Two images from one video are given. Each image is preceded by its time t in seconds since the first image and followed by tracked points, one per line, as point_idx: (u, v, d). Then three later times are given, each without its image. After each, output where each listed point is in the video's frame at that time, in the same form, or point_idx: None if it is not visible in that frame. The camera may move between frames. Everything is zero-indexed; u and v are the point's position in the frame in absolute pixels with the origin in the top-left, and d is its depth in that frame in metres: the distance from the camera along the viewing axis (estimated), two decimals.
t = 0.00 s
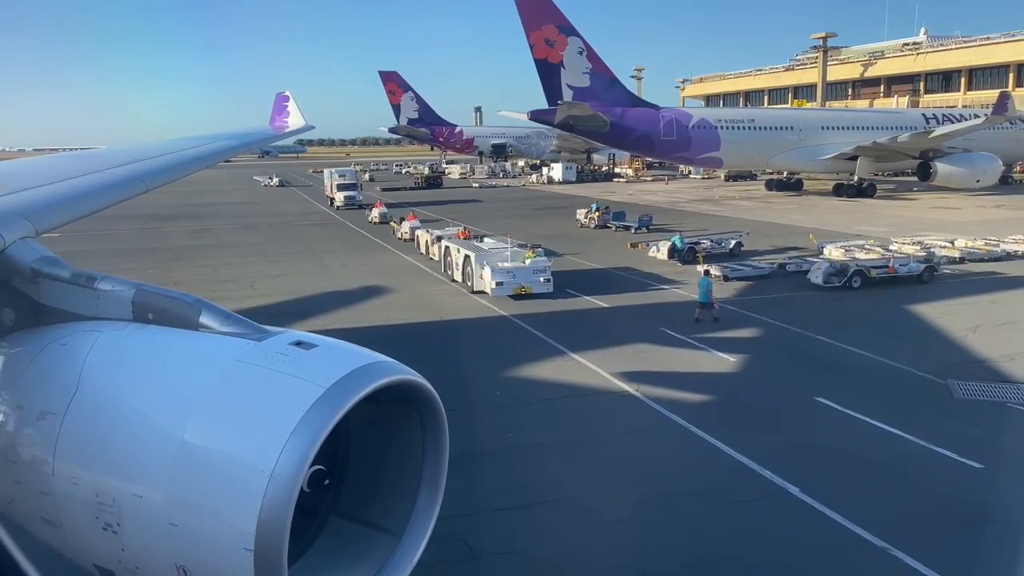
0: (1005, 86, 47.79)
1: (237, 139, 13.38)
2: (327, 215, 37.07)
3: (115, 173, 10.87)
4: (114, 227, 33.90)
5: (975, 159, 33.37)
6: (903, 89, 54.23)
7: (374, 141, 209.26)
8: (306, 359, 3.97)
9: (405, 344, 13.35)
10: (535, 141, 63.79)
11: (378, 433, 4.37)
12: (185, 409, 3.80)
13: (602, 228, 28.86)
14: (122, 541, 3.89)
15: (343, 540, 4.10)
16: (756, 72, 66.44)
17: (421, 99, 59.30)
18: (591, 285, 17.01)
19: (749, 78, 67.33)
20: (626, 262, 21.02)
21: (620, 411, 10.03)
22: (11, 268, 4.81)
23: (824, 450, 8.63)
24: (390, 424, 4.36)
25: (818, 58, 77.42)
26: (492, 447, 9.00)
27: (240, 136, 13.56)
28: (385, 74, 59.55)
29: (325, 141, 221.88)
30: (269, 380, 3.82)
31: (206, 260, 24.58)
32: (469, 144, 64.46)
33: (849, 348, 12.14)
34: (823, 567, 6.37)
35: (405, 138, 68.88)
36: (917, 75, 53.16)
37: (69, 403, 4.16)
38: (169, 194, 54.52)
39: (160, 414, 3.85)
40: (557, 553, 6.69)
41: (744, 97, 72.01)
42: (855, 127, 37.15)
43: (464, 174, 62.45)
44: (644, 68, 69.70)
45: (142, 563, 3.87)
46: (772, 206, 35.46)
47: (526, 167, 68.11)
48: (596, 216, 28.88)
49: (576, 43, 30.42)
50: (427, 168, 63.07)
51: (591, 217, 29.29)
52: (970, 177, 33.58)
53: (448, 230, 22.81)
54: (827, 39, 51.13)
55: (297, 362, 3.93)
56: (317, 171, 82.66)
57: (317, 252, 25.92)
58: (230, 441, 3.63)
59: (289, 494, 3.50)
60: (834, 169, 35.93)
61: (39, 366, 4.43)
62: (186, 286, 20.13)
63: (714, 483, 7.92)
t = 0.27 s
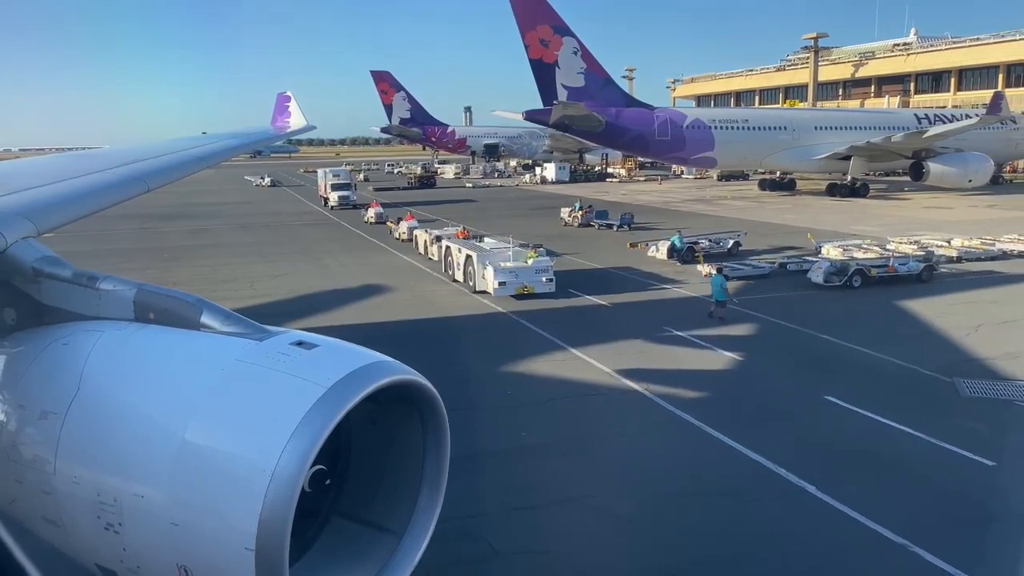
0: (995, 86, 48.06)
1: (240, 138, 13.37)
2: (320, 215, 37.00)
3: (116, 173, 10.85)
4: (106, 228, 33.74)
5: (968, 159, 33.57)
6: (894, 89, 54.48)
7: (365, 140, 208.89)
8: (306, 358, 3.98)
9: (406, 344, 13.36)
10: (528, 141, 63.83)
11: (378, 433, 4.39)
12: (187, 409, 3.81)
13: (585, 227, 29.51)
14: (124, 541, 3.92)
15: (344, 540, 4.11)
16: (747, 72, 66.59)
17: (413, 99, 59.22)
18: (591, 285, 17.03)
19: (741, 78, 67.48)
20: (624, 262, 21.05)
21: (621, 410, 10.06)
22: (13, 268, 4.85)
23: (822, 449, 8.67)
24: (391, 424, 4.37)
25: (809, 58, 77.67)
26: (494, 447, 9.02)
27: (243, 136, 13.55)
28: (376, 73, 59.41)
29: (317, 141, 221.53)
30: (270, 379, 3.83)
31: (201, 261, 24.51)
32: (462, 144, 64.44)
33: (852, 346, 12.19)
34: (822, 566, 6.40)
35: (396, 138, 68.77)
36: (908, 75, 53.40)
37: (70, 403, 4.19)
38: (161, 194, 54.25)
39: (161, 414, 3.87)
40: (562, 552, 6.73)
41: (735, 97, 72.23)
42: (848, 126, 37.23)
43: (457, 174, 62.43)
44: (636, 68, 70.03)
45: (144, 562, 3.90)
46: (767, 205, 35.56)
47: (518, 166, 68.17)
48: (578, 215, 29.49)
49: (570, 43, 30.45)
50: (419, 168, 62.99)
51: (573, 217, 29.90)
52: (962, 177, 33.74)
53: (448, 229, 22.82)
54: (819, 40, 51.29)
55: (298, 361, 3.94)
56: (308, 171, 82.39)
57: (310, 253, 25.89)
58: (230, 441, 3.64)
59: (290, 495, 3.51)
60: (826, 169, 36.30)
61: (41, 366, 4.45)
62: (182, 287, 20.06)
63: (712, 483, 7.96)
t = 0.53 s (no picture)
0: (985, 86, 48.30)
1: (243, 138, 13.38)
2: (313, 215, 36.91)
3: (117, 173, 10.85)
4: (99, 228, 33.59)
5: (960, 159, 33.76)
6: (884, 89, 54.67)
7: (357, 139, 208.39)
8: (307, 358, 3.99)
9: (408, 344, 13.36)
10: (520, 140, 63.80)
11: (378, 432, 4.40)
12: (189, 409, 3.83)
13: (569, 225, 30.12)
14: (125, 540, 3.95)
15: (345, 540, 4.13)
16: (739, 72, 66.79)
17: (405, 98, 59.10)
18: (592, 285, 17.03)
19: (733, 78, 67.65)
20: (623, 261, 21.08)
21: (622, 410, 10.07)
22: (14, 269, 4.85)
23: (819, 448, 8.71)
24: (391, 423, 4.38)
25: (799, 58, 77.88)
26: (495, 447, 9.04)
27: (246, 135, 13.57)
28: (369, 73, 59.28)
29: (309, 140, 221.35)
30: (271, 380, 3.85)
31: (194, 261, 24.43)
32: (454, 144, 64.37)
33: (856, 344, 12.22)
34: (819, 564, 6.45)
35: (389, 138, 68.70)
36: (898, 75, 53.62)
37: (71, 403, 4.19)
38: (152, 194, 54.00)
39: (163, 414, 3.88)
40: (564, 552, 6.76)
41: (726, 97, 72.39)
42: (841, 126, 37.32)
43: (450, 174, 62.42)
44: (627, 68, 70.20)
45: (145, 562, 3.93)
46: (762, 205, 35.62)
47: (510, 166, 68.20)
48: (562, 213, 30.02)
49: (565, 43, 30.47)
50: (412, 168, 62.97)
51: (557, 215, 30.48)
52: (955, 177, 33.88)
53: (446, 229, 22.82)
54: (810, 40, 51.42)
55: (299, 361, 3.95)
56: (299, 171, 82.12)
57: (303, 252, 25.83)
58: (231, 441, 3.66)
59: (290, 495, 3.53)
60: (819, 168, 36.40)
61: (42, 366, 4.44)
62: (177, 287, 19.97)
63: (711, 482, 7.99)
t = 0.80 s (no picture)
0: (975, 87, 48.55)
1: (245, 138, 13.40)
2: (306, 215, 36.86)
3: (120, 172, 10.87)
4: (92, 228, 33.47)
5: (952, 159, 33.97)
6: (874, 90, 54.93)
7: (348, 139, 208.00)
8: (308, 358, 3.95)
9: (410, 343, 13.33)
10: (513, 140, 63.84)
11: (380, 431, 4.35)
12: (190, 408, 3.80)
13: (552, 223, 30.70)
14: (126, 539, 3.93)
15: (346, 540, 4.10)
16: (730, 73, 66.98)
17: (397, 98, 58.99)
18: (592, 285, 17.04)
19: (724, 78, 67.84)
20: (622, 261, 21.10)
21: (624, 409, 10.05)
22: (16, 269, 4.83)
23: (820, 447, 8.71)
24: (392, 423, 4.33)
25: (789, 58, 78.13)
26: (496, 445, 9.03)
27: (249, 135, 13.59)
28: (360, 72, 59.10)
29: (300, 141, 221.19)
30: (272, 379, 3.81)
31: (189, 261, 24.37)
32: (446, 144, 64.34)
33: (862, 344, 12.22)
34: (821, 563, 6.45)
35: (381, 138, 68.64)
36: (888, 76, 53.88)
37: (73, 403, 4.16)
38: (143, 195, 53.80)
39: (163, 413, 3.85)
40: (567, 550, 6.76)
41: (717, 97, 72.59)
42: (834, 126, 37.44)
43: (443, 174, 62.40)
44: (618, 69, 70.38)
45: (146, 562, 3.91)
46: (757, 204, 35.70)
47: (502, 166, 68.27)
48: (544, 212, 30.53)
49: (559, 43, 30.52)
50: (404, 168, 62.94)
51: (540, 213, 31.03)
52: (946, 177, 34.06)
53: (445, 229, 22.82)
54: (802, 40, 51.54)
55: (300, 361, 3.92)
56: (290, 171, 81.95)
57: (296, 253, 25.79)
58: (231, 441, 3.63)
59: (291, 495, 3.50)
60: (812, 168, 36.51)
61: (43, 365, 4.41)
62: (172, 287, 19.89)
63: (712, 481, 7.99)
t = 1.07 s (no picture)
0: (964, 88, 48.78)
1: (246, 137, 13.40)
2: (300, 215, 36.80)
3: (120, 173, 10.87)
4: (84, 228, 33.34)
5: (942, 159, 34.22)
6: (864, 90, 54.94)
7: (338, 139, 207.88)
8: (310, 358, 3.95)
9: (409, 343, 13.35)
10: (504, 140, 63.77)
11: (380, 431, 4.35)
12: (191, 409, 3.80)
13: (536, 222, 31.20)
14: (126, 539, 3.92)
15: (346, 540, 4.09)
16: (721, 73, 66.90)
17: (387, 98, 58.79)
18: (593, 285, 17.04)
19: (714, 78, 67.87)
20: (621, 261, 21.13)
21: (623, 408, 10.06)
22: (16, 268, 4.85)
23: (817, 446, 8.74)
24: (392, 423, 4.32)
25: (778, 59, 78.33)
26: (496, 443, 9.05)
27: (250, 134, 13.59)
28: (351, 72, 58.86)
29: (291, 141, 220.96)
30: (272, 379, 3.81)
31: (183, 262, 24.31)
32: (437, 144, 64.24)
33: (867, 343, 12.24)
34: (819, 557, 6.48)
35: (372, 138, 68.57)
36: (877, 76, 54.06)
37: (74, 402, 4.16)
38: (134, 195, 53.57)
39: (164, 414, 3.85)
40: (568, 546, 6.78)
41: (707, 98, 72.65)
42: (827, 127, 37.56)
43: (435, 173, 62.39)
44: (609, 69, 70.43)
45: (147, 561, 3.91)
46: (751, 204, 35.79)
47: (493, 166, 68.33)
48: (526, 212, 30.93)
49: (553, 43, 30.53)
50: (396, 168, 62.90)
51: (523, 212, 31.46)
52: (937, 176, 34.28)
53: (443, 229, 22.82)
54: (793, 40, 51.66)
55: (300, 361, 3.92)
56: (281, 171, 81.65)
57: (288, 253, 25.73)
58: (232, 441, 3.63)
59: (292, 495, 3.50)
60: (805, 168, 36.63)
61: (43, 365, 4.41)
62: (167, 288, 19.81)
63: (711, 478, 8.01)
